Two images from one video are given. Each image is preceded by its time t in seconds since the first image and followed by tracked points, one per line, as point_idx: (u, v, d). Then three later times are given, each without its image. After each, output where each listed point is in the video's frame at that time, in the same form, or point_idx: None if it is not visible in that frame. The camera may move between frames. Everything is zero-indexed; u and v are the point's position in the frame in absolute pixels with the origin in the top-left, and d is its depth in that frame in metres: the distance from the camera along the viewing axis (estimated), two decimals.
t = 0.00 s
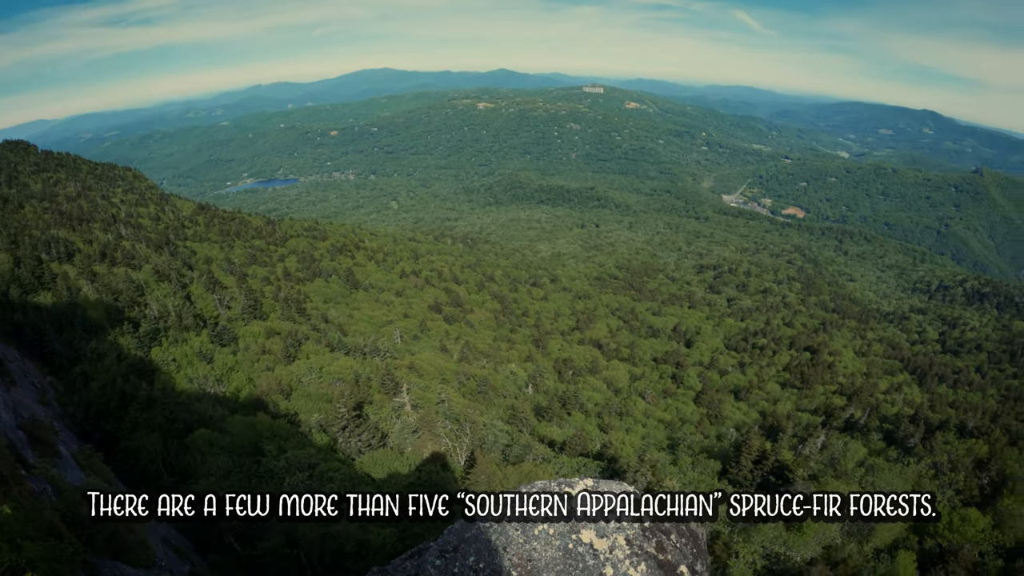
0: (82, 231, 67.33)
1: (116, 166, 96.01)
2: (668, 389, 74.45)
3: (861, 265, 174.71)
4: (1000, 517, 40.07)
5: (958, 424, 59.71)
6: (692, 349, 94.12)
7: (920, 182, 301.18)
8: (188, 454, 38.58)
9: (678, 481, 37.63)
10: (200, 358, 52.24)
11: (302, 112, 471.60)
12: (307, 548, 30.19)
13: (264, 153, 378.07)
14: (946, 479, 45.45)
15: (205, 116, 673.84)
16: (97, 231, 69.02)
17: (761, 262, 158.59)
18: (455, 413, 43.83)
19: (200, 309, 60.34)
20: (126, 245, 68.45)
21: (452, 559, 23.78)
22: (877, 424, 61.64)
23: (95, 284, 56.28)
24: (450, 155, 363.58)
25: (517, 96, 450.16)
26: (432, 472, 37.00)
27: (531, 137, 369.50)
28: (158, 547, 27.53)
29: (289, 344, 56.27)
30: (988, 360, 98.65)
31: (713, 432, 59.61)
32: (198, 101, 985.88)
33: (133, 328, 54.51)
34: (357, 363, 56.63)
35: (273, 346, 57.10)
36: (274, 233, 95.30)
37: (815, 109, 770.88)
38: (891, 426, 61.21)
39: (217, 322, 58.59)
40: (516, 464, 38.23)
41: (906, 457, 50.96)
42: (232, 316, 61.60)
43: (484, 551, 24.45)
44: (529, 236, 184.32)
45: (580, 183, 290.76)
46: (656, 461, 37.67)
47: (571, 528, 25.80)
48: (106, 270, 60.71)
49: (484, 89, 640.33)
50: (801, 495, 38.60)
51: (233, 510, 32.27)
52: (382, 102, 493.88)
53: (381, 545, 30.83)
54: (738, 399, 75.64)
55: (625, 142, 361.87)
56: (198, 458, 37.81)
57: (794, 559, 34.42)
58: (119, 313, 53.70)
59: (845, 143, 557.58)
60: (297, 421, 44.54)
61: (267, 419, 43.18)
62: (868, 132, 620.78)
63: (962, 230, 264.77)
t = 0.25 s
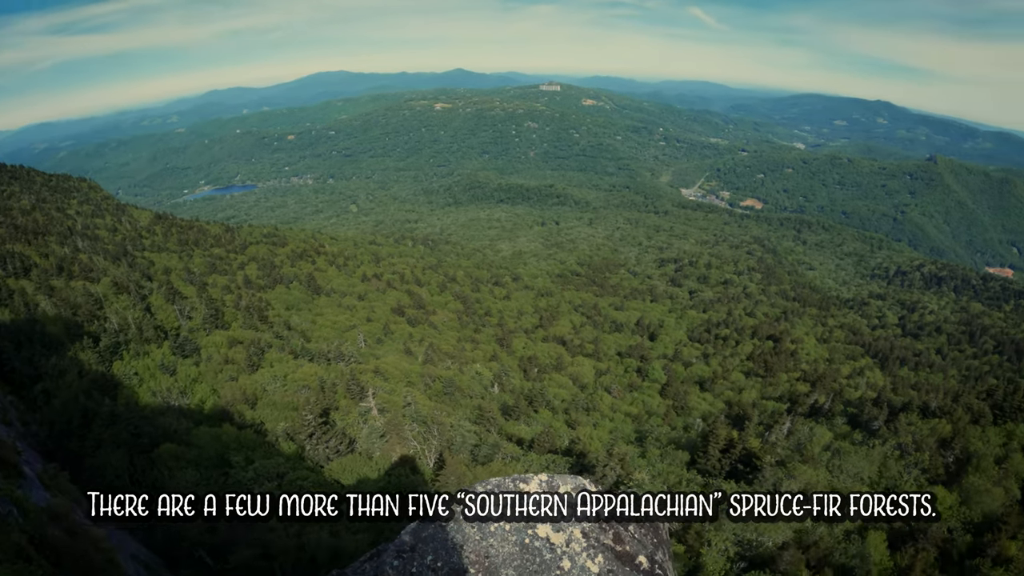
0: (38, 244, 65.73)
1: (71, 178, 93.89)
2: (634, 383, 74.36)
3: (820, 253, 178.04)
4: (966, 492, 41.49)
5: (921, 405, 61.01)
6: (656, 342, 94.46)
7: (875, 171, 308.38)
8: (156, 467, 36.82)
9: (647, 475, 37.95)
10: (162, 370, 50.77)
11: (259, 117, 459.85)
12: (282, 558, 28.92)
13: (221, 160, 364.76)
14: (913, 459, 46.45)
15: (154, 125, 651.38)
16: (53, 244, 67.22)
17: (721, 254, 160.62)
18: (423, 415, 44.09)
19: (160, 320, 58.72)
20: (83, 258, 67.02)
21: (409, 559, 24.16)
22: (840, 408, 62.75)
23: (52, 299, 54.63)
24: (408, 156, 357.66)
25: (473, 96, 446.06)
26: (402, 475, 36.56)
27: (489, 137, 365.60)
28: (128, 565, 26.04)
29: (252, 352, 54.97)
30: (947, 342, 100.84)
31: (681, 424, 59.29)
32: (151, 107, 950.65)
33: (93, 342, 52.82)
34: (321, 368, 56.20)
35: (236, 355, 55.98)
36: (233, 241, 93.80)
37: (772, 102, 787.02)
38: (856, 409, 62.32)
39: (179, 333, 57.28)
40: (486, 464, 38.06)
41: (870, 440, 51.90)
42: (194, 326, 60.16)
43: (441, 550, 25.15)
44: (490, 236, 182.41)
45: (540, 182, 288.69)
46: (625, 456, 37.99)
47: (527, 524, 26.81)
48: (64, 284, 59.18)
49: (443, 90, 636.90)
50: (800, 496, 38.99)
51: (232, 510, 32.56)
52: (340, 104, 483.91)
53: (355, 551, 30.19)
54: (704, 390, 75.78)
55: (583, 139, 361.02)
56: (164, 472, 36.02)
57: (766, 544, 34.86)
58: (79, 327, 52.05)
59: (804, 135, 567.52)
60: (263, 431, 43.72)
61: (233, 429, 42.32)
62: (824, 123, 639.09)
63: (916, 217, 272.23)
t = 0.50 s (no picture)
0: None
1: (25, 190, 90.38)
2: (599, 377, 72.42)
3: (779, 242, 180.23)
4: (931, 470, 43.24)
5: (882, 387, 62.16)
6: (619, 336, 93.32)
7: (831, 160, 316.66)
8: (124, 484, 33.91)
9: (613, 467, 38.81)
10: (124, 384, 45.59)
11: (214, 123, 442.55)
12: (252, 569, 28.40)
13: (177, 167, 343.02)
14: (878, 440, 47.51)
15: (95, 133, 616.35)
16: (7, 260, 64.63)
17: (681, 247, 161.12)
18: (388, 418, 43.71)
19: (120, 333, 53.72)
20: (39, 273, 64.32)
21: (370, 563, 24.01)
22: (804, 393, 63.35)
23: (7, 314, 51.19)
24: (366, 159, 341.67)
25: (430, 96, 436.70)
26: (371, 480, 36.08)
27: (448, 136, 356.93)
28: None
29: (214, 360, 50.01)
30: (905, 325, 102.20)
31: (647, 416, 58.48)
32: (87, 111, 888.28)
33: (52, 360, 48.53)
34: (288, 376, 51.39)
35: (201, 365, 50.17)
36: (190, 250, 91.07)
37: (728, 96, 798.45)
38: (820, 394, 63.00)
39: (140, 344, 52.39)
40: (455, 464, 37.95)
41: (835, 423, 52.45)
42: (155, 337, 55.22)
43: (403, 553, 24.97)
44: (449, 236, 177.38)
45: (498, 180, 282.35)
46: (594, 449, 38.26)
47: (486, 523, 26.93)
48: (20, 299, 55.95)
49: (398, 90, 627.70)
50: (800, 496, 38.57)
51: (233, 510, 32.39)
52: (295, 108, 467.33)
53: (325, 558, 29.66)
54: (668, 381, 74.90)
55: (540, 136, 356.75)
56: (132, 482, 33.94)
57: (738, 531, 35.52)
58: (37, 343, 48.03)
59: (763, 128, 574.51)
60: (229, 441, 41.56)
61: (199, 441, 39.82)
62: (781, 115, 653.92)
63: (871, 205, 278.16)
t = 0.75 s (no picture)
0: None
1: None
2: (571, 374, 71.45)
3: (745, 235, 181.37)
4: (901, 453, 44.37)
5: (852, 374, 62.82)
6: (589, 333, 92.35)
7: (795, 153, 322.23)
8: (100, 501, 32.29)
9: (587, 463, 39.36)
10: (94, 398, 43.56)
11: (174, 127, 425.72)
12: None
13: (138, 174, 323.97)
14: (849, 426, 48.37)
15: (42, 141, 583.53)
16: None
17: (648, 241, 160.59)
18: (362, 422, 43.16)
19: (87, 345, 50.48)
20: None
21: (340, 568, 23.80)
22: (774, 383, 63.84)
23: None
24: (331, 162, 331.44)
25: (395, 97, 428.32)
26: (346, 485, 35.89)
27: (412, 137, 351.23)
28: None
29: (184, 371, 48.42)
30: (872, 313, 103.02)
31: (619, 410, 58.09)
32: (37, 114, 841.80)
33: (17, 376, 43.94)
34: (258, 386, 50.11)
35: (170, 377, 48.71)
36: (156, 258, 86.16)
37: (691, 91, 802.53)
38: (790, 382, 63.31)
39: (109, 357, 49.46)
40: (430, 466, 37.96)
41: (807, 411, 52.92)
42: (123, 349, 52.23)
43: (374, 557, 24.83)
44: (416, 236, 171.60)
45: (465, 180, 277.73)
46: (567, 446, 38.61)
47: (454, 524, 26.93)
48: None
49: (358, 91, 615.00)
50: (801, 496, 37.87)
51: (233, 510, 32.96)
52: (257, 112, 453.13)
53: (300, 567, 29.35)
54: (639, 375, 73.93)
55: (505, 135, 353.64)
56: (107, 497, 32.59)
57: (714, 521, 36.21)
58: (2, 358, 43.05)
59: (726, 124, 578.05)
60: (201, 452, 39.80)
61: (171, 453, 38.16)
62: (744, 110, 663.18)
63: (836, 196, 282.12)
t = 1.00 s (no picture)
0: None
1: None
2: (548, 373, 71.41)
3: (718, 231, 182.54)
4: (879, 442, 45.11)
5: (828, 364, 63.33)
6: (566, 331, 92.31)
7: (766, 149, 325.22)
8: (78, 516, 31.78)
9: (568, 462, 39.57)
10: (69, 411, 42.80)
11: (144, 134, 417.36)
12: None
13: (110, 182, 318.62)
14: (827, 417, 48.87)
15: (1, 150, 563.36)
16: None
17: (622, 239, 160.75)
18: (340, 427, 42.69)
19: (60, 357, 49.47)
20: None
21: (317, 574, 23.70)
22: (751, 376, 64.34)
23: None
24: (303, 166, 327.39)
25: (366, 99, 424.75)
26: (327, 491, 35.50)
27: (384, 139, 349.03)
28: None
29: (160, 381, 47.77)
30: (847, 304, 104.10)
31: (597, 408, 58.34)
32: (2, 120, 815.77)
33: None
34: (235, 393, 49.58)
35: (145, 386, 48.12)
36: (129, 267, 84.38)
37: (663, 89, 806.95)
38: (766, 375, 63.77)
39: (83, 369, 48.51)
40: (409, 469, 37.99)
41: (784, 403, 53.40)
42: (97, 360, 51.39)
43: (351, 562, 24.60)
44: (390, 239, 169.52)
45: (438, 181, 276.15)
46: (547, 445, 38.78)
47: (431, 525, 26.54)
48: None
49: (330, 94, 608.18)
50: (800, 496, 37.97)
51: (233, 510, 33.64)
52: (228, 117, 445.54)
53: None
54: (616, 372, 74.05)
55: (477, 136, 353.75)
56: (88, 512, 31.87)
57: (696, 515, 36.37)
58: None
59: (698, 121, 581.54)
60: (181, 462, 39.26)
61: (150, 465, 37.71)
62: (715, 107, 670.01)
63: (806, 190, 284.86)
